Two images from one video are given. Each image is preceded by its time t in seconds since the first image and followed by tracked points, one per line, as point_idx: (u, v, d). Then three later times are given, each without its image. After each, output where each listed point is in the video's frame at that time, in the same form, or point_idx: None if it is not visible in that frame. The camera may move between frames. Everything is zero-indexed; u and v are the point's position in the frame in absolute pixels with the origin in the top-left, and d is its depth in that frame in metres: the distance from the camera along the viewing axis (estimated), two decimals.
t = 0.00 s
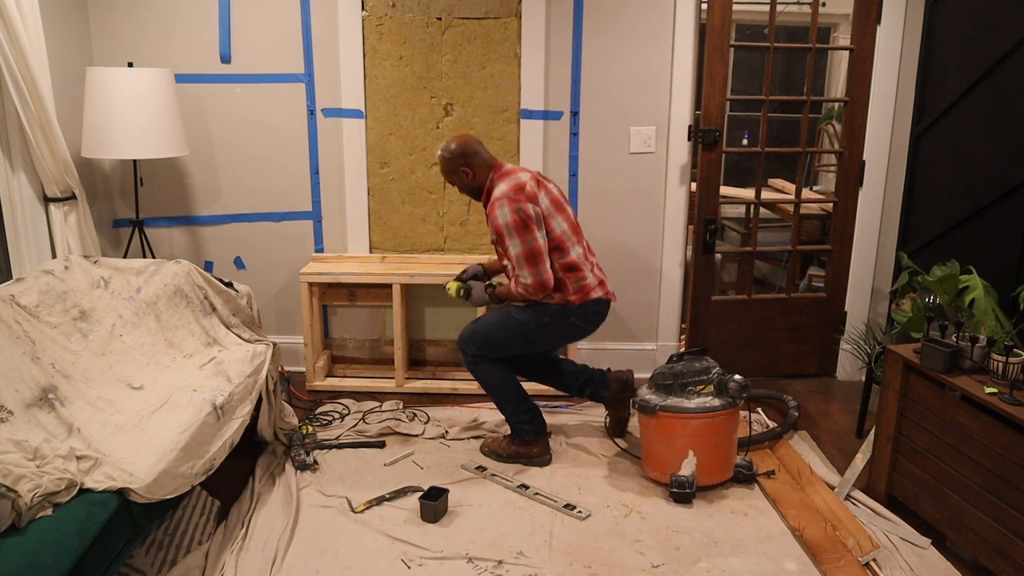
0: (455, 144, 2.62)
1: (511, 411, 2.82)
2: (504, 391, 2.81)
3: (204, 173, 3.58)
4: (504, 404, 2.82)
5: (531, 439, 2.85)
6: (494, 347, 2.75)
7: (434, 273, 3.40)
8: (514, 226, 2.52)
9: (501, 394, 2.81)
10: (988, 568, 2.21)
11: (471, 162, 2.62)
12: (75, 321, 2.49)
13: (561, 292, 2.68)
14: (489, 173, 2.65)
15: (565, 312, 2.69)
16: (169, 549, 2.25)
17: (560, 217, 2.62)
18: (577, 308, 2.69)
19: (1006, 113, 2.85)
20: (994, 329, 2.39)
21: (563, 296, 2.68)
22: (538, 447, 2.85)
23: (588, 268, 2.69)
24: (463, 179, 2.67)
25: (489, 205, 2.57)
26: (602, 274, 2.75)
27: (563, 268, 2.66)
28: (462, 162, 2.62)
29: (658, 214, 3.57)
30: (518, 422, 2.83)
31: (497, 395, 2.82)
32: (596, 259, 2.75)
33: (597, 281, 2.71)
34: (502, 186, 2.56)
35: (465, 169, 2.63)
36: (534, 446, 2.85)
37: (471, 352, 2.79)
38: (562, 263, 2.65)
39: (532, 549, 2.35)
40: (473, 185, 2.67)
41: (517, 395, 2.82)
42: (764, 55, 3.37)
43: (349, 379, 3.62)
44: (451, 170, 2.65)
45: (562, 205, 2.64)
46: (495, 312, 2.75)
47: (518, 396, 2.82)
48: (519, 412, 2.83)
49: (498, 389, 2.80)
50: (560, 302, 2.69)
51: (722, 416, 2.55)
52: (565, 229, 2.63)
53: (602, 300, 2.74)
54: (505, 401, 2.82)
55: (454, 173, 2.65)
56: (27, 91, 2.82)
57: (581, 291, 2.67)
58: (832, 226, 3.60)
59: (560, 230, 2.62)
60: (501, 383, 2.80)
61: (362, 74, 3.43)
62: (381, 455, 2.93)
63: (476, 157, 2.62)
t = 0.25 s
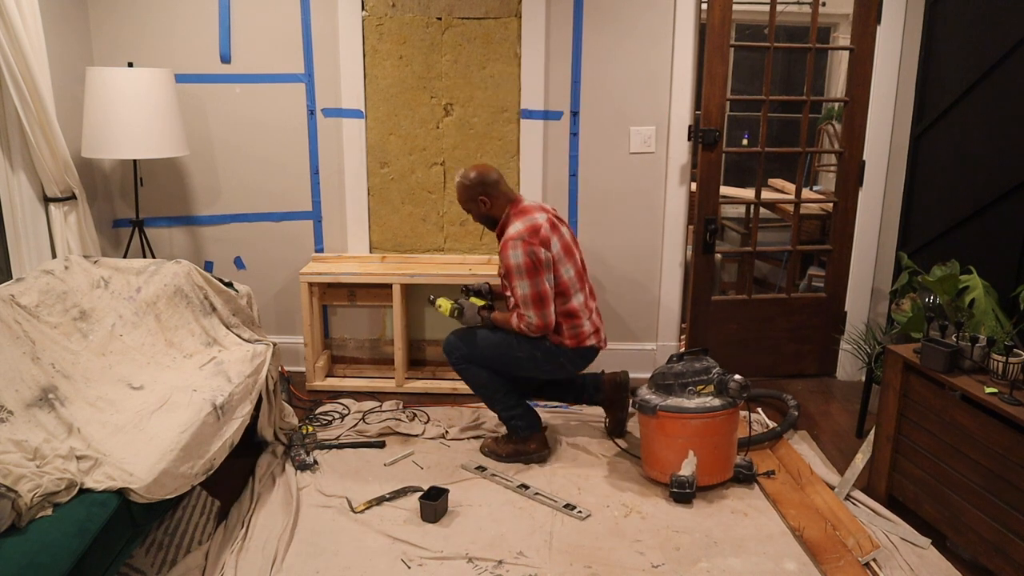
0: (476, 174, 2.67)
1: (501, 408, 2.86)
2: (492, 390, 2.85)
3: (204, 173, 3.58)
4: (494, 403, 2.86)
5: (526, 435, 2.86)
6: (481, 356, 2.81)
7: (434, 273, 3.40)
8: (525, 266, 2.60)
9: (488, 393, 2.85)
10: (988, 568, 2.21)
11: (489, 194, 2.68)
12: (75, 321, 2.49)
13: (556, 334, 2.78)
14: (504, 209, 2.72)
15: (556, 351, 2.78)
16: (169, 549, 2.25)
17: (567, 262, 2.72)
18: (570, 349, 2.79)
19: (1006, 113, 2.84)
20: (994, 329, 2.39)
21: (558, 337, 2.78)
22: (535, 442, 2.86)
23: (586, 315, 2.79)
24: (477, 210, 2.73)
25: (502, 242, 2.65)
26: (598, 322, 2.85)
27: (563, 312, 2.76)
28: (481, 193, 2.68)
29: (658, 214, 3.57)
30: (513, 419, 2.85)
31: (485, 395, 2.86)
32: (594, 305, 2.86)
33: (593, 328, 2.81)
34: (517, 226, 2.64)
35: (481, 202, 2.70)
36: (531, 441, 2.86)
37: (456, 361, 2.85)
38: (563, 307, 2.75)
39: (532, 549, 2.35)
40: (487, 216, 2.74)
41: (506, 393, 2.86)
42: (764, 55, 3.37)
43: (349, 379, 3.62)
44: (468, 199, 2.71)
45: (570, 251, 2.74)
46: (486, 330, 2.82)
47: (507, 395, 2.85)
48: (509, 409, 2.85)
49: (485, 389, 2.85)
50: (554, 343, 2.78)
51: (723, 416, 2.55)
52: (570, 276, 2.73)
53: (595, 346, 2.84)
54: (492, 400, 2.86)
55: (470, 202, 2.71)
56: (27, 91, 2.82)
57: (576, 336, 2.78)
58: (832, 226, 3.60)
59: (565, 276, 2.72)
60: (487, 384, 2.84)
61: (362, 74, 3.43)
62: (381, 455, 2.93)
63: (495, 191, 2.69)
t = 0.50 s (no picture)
0: (493, 191, 2.68)
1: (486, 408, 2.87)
2: (481, 391, 2.87)
3: (204, 173, 3.57)
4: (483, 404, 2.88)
5: (520, 431, 2.87)
6: (468, 363, 2.85)
7: (434, 273, 3.40)
8: (528, 293, 2.61)
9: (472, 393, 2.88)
10: (988, 568, 2.21)
11: (503, 213, 2.70)
12: (75, 321, 2.49)
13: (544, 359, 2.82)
14: (517, 229, 2.74)
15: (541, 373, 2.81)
16: (169, 549, 2.25)
17: (567, 295, 2.73)
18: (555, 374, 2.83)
19: (1006, 113, 2.84)
20: (994, 329, 2.39)
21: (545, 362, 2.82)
22: (530, 438, 2.87)
23: (575, 347, 2.83)
24: (490, 224, 2.74)
25: (509, 265, 2.66)
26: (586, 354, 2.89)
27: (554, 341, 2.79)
28: (494, 210, 2.70)
29: (658, 214, 3.57)
30: (504, 417, 2.86)
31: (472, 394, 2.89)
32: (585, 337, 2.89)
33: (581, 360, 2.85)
34: (525, 252, 2.65)
35: (494, 219, 2.71)
36: (526, 438, 2.87)
37: (443, 366, 2.90)
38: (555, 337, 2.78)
39: (532, 549, 2.35)
40: (498, 233, 2.75)
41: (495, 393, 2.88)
42: (764, 55, 3.37)
43: (349, 379, 3.62)
44: (482, 214, 2.72)
45: (571, 284, 2.75)
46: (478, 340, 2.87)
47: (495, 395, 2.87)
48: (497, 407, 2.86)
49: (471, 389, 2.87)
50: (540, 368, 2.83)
51: (723, 416, 2.55)
52: (567, 309, 2.75)
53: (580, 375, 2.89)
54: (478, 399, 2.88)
55: (484, 216, 2.73)
56: (27, 91, 2.82)
57: (563, 365, 2.82)
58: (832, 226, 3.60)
59: (563, 308, 2.74)
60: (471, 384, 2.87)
61: (362, 74, 3.43)
62: (381, 455, 2.93)
63: (509, 212, 2.70)
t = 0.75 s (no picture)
0: (483, 188, 2.70)
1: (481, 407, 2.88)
2: (476, 389, 2.88)
3: (204, 173, 3.58)
4: (478, 403, 2.88)
5: (517, 430, 2.87)
6: (463, 361, 2.86)
7: (434, 273, 3.40)
8: (520, 287, 2.62)
9: (467, 393, 2.89)
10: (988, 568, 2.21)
11: (493, 209, 2.70)
12: (75, 321, 2.49)
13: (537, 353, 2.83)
14: (506, 225, 2.75)
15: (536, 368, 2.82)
16: (169, 549, 2.25)
17: (559, 289, 2.75)
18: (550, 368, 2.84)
19: (1006, 113, 2.84)
20: (994, 329, 2.38)
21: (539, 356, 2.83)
22: (528, 435, 2.89)
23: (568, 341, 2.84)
24: (480, 221, 2.74)
25: (500, 260, 2.67)
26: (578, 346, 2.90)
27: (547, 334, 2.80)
28: (484, 206, 2.70)
29: (658, 214, 3.57)
30: (500, 416, 2.86)
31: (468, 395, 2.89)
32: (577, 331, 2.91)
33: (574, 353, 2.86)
34: (515, 247, 2.66)
35: (484, 215, 2.72)
36: (524, 434, 2.88)
37: (438, 367, 2.90)
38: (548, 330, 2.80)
39: (532, 549, 2.35)
40: (488, 230, 2.76)
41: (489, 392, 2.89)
42: (764, 55, 3.37)
43: (349, 379, 3.62)
44: (473, 211, 2.72)
45: (562, 277, 2.77)
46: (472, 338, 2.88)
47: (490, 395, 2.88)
48: (493, 404, 2.87)
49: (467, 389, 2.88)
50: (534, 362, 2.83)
51: (723, 415, 2.55)
52: (559, 302, 2.77)
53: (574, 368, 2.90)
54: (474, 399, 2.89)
55: (474, 214, 2.73)
56: (27, 91, 2.82)
57: (556, 358, 2.83)
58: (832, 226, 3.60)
59: (554, 301, 2.75)
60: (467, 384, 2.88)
61: (362, 74, 3.43)
62: (381, 455, 2.93)
63: (499, 208, 2.71)
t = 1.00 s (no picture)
0: (467, 180, 2.78)
1: (480, 404, 2.89)
2: (475, 384, 2.88)
3: (204, 173, 3.58)
4: (476, 399, 2.89)
5: (515, 427, 2.87)
6: (461, 357, 2.87)
7: (434, 273, 3.40)
8: (512, 269, 2.68)
9: (465, 389, 2.88)
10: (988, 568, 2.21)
11: (479, 196, 2.78)
12: (75, 321, 2.49)
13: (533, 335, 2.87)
14: (492, 212, 2.82)
15: (533, 350, 2.87)
16: (169, 549, 2.25)
17: (548, 269, 2.82)
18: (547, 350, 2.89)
19: (1006, 113, 2.84)
20: (994, 329, 2.38)
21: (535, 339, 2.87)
22: (528, 432, 2.88)
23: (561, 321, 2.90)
24: (466, 211, 2.81)
25: (489, 246, 2.73)
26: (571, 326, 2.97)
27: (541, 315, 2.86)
28: (469, 195, 2.78)
29: (658, 214, 3.57)
30: (500, 412, 2.87)
31: (466, 393, 2.89)
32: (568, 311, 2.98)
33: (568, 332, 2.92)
34: (504, 232, 2.73)
35: (472, 202, 2.78)
36: (524, 431, 2.87)
37: (434, 366, 2.89)
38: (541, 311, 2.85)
39: (532, 549, 2.35)
40: (474, 220, 2.83)
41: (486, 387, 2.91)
42: (764, 55, 3.37)
43: (349, 379, 3.62)
44: (458, 202, 2.79)
45: (551, 258, 2.84)
46: (466, 332, 2.90)
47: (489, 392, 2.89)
48: (491, 401, 2.88)
49: (466, 386, 2.88)
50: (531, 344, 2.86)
51: (723, 415, 2.55)
52: (549, 283, 2.83)
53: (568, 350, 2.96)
54: (472, 395, 2.89)
55: (460, 205, 2.80)
56: (27, 91, 2.82)
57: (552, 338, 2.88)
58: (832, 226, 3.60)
59: (545, 282, 2.82)
60: (466, 380, 2.88)
61: (362, 74, 3.43)
62: (382, 455, 2.93)
63: (484, 195, 2.78)
